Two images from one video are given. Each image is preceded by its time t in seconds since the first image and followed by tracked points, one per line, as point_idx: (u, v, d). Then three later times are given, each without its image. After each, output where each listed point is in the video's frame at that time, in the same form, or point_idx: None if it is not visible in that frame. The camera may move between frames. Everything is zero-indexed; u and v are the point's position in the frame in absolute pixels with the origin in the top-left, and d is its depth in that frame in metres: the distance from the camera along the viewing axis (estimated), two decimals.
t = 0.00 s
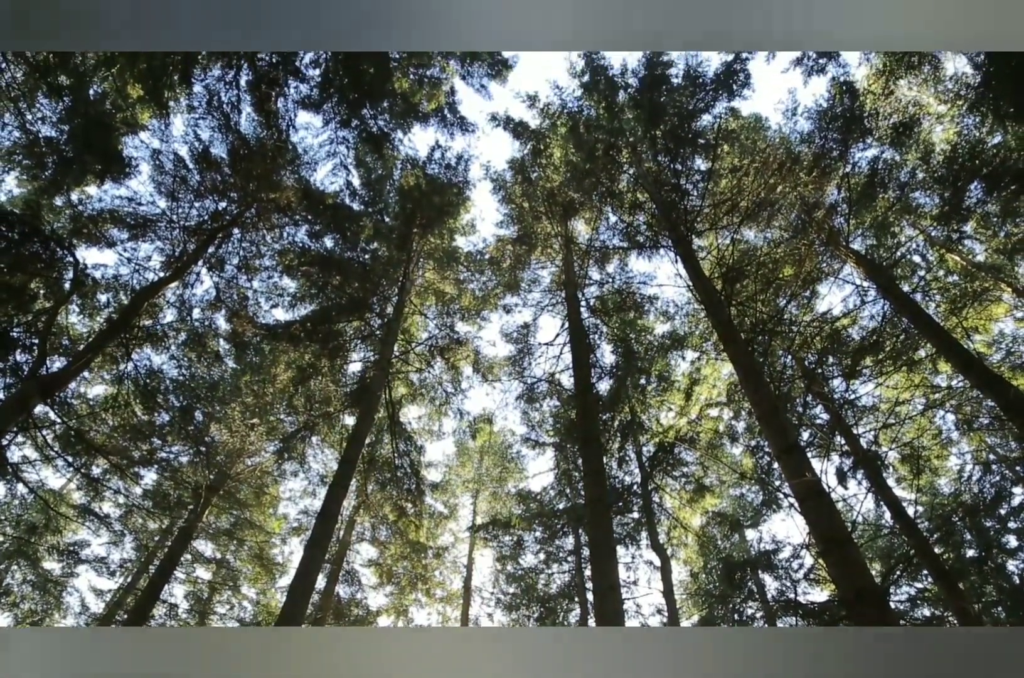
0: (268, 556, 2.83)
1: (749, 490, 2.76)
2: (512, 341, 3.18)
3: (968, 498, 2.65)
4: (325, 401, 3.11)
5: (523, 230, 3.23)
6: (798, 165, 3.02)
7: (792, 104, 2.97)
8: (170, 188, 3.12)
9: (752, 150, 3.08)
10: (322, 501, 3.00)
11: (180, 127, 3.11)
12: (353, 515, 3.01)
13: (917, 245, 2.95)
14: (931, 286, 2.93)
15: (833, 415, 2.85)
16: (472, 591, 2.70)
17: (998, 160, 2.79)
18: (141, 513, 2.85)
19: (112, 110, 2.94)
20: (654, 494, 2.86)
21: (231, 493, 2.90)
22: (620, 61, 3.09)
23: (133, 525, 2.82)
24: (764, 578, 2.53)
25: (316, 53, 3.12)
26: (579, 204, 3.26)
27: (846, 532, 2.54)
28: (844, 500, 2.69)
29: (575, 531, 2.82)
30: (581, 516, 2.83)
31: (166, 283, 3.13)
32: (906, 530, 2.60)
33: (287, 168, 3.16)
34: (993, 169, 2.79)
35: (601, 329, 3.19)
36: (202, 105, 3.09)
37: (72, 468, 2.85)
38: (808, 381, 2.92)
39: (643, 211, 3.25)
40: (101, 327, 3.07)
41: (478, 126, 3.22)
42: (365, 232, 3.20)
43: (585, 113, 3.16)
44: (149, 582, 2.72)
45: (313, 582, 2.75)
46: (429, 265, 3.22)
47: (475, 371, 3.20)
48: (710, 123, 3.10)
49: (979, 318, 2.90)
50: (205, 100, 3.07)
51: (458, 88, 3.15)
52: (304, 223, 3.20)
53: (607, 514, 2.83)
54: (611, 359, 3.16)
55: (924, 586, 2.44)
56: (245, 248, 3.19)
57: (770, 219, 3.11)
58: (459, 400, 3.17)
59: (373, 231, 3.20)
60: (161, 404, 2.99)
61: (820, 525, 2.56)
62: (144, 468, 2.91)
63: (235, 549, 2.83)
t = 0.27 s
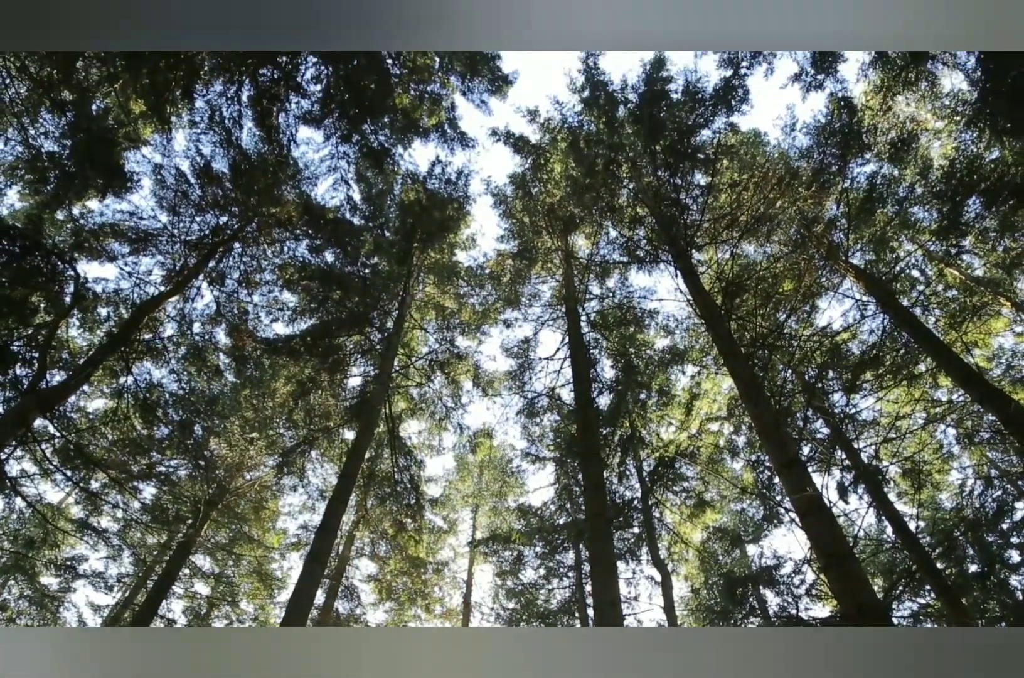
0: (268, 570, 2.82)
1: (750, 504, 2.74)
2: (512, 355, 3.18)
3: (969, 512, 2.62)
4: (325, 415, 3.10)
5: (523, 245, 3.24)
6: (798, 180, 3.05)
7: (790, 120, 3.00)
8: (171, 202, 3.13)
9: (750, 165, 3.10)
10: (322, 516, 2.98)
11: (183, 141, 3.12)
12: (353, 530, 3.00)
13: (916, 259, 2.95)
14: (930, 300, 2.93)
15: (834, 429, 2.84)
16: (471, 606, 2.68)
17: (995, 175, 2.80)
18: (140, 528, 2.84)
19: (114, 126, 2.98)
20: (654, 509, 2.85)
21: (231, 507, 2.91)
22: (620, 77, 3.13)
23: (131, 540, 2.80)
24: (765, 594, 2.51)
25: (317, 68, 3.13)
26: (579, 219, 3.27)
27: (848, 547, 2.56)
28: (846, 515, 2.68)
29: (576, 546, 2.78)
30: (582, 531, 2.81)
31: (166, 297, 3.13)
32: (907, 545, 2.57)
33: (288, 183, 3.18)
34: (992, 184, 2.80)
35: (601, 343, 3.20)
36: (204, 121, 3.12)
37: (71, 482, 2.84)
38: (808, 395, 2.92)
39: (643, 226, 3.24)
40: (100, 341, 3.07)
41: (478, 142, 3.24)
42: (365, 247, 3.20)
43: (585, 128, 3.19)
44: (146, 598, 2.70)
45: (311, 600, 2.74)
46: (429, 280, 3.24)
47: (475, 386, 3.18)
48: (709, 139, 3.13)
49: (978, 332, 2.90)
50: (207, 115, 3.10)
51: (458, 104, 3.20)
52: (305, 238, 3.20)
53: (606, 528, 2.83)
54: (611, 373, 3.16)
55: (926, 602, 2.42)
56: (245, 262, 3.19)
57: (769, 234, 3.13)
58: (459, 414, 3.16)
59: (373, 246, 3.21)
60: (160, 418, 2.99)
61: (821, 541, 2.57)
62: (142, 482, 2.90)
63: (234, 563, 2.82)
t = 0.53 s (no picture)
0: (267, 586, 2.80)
1: (750, 520, 2.72)
2: (512, 371, 3.17)
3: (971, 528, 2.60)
4: (324, 430, 3.09)
5: (523, 261, 3.25)
6: (796, 196, 3.06)
7: (789, 136, 3.03)
8: (172, 218, 3.14)
9: (747, 181, 3.10)
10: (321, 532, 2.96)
11: (184, 157, 3.14)
12: (352, 547, 2.96)
13: (915, 274, 2.95)
14: (929, 315, 2.93)
15: (834, 444, 2.84)
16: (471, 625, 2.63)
17: (993, 191, 2.81)
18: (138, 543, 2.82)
19: (116, 142, 2.99)
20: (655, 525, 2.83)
21: (229, 523, 2.87)
22: (620, 94, 3.16)
23: (128, 555, 2.77)
24: (767, 611, 2.50)
25: (319, 85, 3.14)
26: (579, 236, 3.26)
27: (850, 562, 2.56)
28: (847, 531, 2.68)
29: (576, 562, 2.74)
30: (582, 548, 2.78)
31: (167, 312, 3.14)
32: (910, 561, 2.55)
33: (288, 199, 3.19)
34: (990, 199, 2.82)
35: (601, 359, 3.20)
36: (205, 137, 3.14)
37: (69, 497, 2.83)
38: (808, 410, 2.92)
39: (643, 242, 3.24)
40: (100, 355, 3.07)
41: (479, 158, 3.25)
42: (365, 263, 3.21)
43: (585, 144, 3.21)
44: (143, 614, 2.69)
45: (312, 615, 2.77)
46: (429, 295, 3.24)
47: (475, 401, 3.18)
48: (708, 155, 3.15)
49: (978, 347, 2.89)
50: (209, 132, 3.12)
51: (458, 120, 3.22)
52: (305, 253, 3.21)
53: (606, 545, 2.80)
54: (611, 388, 3.15)
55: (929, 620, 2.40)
56: (245, 277, 3.20)
57: (769, 250, 3.13)
58: (459, 429, 3.15)
59: (373, 261, 3.21)
60: (159, 433, 2.99)
61: (824, 557, 2.57)
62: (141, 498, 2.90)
63: (232, 580, 2.79)
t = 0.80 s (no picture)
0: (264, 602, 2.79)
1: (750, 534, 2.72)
2: (512, 385, 3.18)
3: (973, 542, 2.59)
4: (324, 445, 3.09)
5: (523, 275, 3.24)
6: (796, 211, 3.07)
7: (787, 151, 3.05)
8: (173, 232, 3.14)
9: (748, 196, 3.11)
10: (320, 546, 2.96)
11: (185, 172, 3.13)
12: (350, 562, 2.94)
13: (914, 289, 2.96)
14: (929, 329, 2.94)
15: (835, 458, 2.84)
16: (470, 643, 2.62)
17: (991, 205, 2.81)
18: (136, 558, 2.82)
19: (118, 156, 3.00)
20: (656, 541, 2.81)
21: (228, 538, 2.85)
22: (620, 109, 3.16)
23: (126, 570, 2.79)
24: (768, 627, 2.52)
25: (319, 101, 3.14)
26: (579, 250, 3.27)
27: (852, 577, 2.55)
28: (848, 546, 2.66)
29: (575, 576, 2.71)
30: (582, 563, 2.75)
31: (168, 326, 3.15)
32: (912, 577, 2.53)
33: (289, 213, 3.19)
34: (988, 213, 2.82)
35: (601, 373, 3.20)
36: (207, 151, 3.13)
37: (67, 511, 2.81)
38: (808, 424, 2.92)
39: (643, 256, 3.25)
40: (100, 369, 3.08)
41: (479, 172, 3.28)
42: (366, 277, 3.22)
43: (585, 159, 3.23)
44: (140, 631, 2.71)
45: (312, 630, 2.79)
46: (430, 309, 3.25)
47: (475, 416, 3.17)
48: (707, 170, 3.16)
49: (978, 361, 2.89)
50: (210, 146, 3.12)
51: (458, 136, 3.24)
52: (306, 268, 3.21)
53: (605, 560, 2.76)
54: (611, 403, 3.15)
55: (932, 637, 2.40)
56: (246, 291, 3.20)
57: (768, 264, 3.14)
58: (459, 444, 3.14)
59: (373, 276, 3.22)
60: (158, 447, 2.97)
61: (825, 572, 2.56)
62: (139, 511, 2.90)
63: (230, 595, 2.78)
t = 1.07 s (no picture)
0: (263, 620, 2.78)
1: (752, 552, 2.71)
2: (512, 401, 3.19)
3: (975, 558, 2.57)
4: (324, 462, 3.07)
5: (523, 292, 3.24)
6: (796, 227, 3.06)
7: (786, 168, 3.07)
8: (174, 249, 3.15)
9: (747, 212, 3.12)
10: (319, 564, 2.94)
11: (187, 188, 3.14)
12: (349, 579, 2.93)
13: (914, 304, 2.96)
14: (929, 346, 2.93)
15: (836, 475, 2.82)
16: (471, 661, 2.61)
17: (989, 222, 2.84)
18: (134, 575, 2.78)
19: (120, 172, 3.00)
20: (657, 558, 2.80)
21: (226, 555, 2.84)
22: (620, 126, 3.17)
23: (123, 588, 2.76)
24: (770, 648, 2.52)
25: (320, 118, 3.18)
26: (579, 266, 3.28)
27: (853, 594, 2.52)
28: (851, 563, 2.63)
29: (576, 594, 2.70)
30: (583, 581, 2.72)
31: (168, 341, 3.15)
32: (915, 595, 2.52)
33: (290, 230, 3.19)
34: (986, 230, 2.84)
35: (601, 389, 3.18)
36: (208, 168, 3.15)
37: (65, 527, 2.80)
38: (809, 441, 2.91)
39: (643, 273, 3.26)
40: (101, 384, 3.08)
41: (479, 189, 3.30)
42: (366, 293, 3.23)
43: (585, 176, 3.23)
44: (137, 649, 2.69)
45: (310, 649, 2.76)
46: (430, 325, 3.24)
47: (475, 431, 3.19)
48: (706, 187, 3.18)
49: (978, 377, 2.89)
50: (212, 163, 3.13)
51: (458, 153, 3.27)
52: (306, 284, 3.22)
53: (605, 578, 2.74)
54: (611, 419, 3.14)
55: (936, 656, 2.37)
56: (246, 306, 3.21)
57: (768, 280, 3.14)
58: (459, 461, 3.14)
59: (374, 292, 3.23)
60: (157, 464, 2.97)
61: (825, 588, 2.54)
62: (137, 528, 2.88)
63: (229, 614, 2.76)
